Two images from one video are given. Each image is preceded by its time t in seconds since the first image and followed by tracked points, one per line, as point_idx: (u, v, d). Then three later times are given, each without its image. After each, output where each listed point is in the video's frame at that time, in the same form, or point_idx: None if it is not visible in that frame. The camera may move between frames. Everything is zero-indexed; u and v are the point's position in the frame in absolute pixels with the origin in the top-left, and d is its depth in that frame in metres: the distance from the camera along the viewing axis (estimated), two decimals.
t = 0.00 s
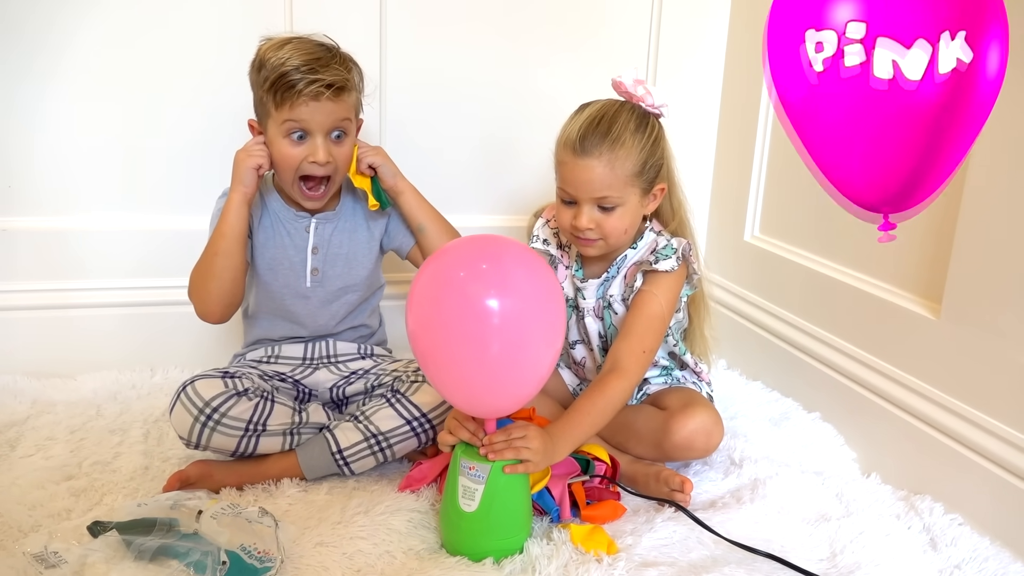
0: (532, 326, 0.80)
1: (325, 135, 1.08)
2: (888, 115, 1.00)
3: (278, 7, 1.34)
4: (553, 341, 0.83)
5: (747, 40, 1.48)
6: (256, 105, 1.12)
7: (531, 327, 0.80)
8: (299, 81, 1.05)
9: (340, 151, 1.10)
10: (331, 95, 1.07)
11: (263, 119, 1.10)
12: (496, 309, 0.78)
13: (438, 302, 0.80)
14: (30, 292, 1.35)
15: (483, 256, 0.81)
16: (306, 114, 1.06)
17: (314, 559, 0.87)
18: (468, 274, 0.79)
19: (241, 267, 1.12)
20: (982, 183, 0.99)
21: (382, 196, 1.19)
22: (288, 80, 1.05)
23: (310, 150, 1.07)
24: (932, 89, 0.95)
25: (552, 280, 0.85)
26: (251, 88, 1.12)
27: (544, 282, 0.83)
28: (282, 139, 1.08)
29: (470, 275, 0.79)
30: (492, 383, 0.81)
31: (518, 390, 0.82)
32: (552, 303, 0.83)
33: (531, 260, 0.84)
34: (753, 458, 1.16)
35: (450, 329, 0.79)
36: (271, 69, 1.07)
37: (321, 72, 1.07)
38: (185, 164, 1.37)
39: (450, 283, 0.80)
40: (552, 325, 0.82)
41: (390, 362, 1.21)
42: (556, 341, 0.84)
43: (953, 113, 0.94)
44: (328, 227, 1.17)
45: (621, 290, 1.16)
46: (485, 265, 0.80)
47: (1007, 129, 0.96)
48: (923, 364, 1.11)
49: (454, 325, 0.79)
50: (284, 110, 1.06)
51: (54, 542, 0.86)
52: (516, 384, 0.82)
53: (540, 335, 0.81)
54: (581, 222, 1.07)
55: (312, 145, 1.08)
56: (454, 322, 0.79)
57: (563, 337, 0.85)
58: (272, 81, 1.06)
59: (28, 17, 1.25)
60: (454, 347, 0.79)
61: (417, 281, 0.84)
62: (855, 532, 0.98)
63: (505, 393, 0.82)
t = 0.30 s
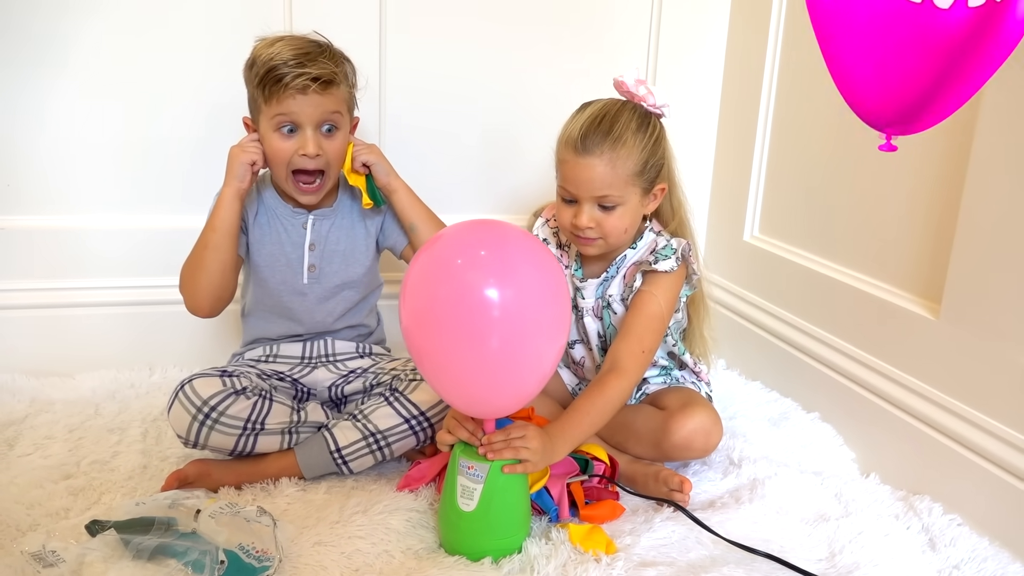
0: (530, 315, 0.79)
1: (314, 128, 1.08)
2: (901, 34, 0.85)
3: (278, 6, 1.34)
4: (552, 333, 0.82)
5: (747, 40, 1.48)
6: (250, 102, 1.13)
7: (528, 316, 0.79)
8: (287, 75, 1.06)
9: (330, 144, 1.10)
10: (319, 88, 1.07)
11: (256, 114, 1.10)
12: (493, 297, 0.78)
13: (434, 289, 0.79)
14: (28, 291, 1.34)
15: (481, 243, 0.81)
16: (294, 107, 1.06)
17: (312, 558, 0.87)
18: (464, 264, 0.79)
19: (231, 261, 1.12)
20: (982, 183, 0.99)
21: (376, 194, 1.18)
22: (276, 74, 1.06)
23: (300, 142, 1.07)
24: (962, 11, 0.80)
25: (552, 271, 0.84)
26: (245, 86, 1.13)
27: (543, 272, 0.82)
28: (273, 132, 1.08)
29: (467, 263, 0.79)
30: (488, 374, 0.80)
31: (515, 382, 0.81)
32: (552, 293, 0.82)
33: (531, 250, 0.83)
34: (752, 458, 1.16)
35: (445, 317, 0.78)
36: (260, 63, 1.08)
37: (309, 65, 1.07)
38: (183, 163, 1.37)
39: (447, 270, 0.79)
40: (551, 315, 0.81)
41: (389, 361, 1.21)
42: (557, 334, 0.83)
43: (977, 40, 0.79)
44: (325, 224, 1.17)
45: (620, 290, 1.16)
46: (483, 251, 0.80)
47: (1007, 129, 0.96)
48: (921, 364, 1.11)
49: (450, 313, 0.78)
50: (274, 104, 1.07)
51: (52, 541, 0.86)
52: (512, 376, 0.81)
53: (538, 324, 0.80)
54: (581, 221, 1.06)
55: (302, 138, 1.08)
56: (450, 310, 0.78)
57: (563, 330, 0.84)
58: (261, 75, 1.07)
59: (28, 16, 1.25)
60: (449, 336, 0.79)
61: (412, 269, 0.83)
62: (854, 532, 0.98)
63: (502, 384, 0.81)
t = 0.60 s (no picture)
0: (524, 303, 0.79)
1: (314, 118, 1.09)
2: None
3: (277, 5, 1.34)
4: (548, 323, 0.81)
5: (746, 40, 1.48)
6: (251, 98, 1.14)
7: (523, 304, 0.79)
8: (286, 66, 1.07)
9: (330, 136, 1.10)
10: (318, 78, 1.08)
11: (256, 107, 1.11)
12: (488, 284, 0.77)
13: (428, 279, 0.79)
14: (27, 289, 1.34)
15: (476, 231, 0.81)
16: (294, 97, 1.07)
17: (311, 556, 0.87)
18: (458, 251, 0.79)
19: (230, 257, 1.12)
20: (980, 185, 1.00)
21: (376, 189, 1.17)
22: (276, 65, 1.07)
23: (300, 131, 1.08)
24: None
25: (550, 261, 0.84)
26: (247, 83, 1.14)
27: (540, 261, 0.82)
28: (273, 123, 1.09)
29: (461, 250, 0.79)
30: (482, 363, 0.80)
31: (509, 372, 0.81)
32: (549, 283, 0.81)
33: (528, 239, 0.83)
34: (750, 457, 1.16)
35: (439, 305, 0.78)
36: (261, 56, 1.09)
37: (308, 56, 1.08)
38: (183, 162, 1.37)
39: (441, 258, 0.79)
40: (547, 305, 0.81)
41: (388, 360, 1.21)
42: (554, 325, 0.82)
43: None
44: (325, 222, 1.17)
45: (618, 289, 1.16)
46: (478, 239, 0.80)
47: (1005, 130, 0.96)
48: (920, 364, 1.11)
49: (443, 300, 0.78)
50: (274, 95, 1.08)
51: (51, 539, 0.86)
52: (507, 367, 0.80)
53: (533, 313, 0.80)
54: (580, 220, 1.07)
55: (302, 129, 1.08)
56: (444, 298, 0.78)
57: (561, 325, 0.84)
58: (262, 68, 1.08)
59: (27, 14, 1.25)
60: (442, 324, 0.78)
61: (406, 257, 0.83)
62: (853, 531, 0.98)
63: (496, 375, 0.80)
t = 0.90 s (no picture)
0: (524, 297, 0.78)
1: (309, 113, 1.09)
2: None
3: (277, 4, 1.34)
4: (549, 320, 0.80)
5: (746, 40, 1.48)
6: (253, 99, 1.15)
7: (522, 298, 0.78)
8: (282, 60, 1.08)
9: (325, 132, 1.10)
10: (313, 72, 1.08)
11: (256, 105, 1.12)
12: (488, 275, 0.77)
13: (427, 273, 0.79)
14: (26, 289, 1.34)
15: (478, 221, 0.81)
16: (289, 91, 1.08)
17: (310, 556, 0.87)
18: (459, 242, 0.79)
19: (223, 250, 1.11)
20: (979, 185, 1.00)
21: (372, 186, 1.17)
22: (273, 60, 1.08)
23: (295, 125, 1.08)
24: None
25: (552, 256, 0.83)
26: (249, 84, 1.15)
27: (542, 256, 0.81)
28: (269, 118, 1.10)
29: (462, 241, 0.79)
30: (479, 357, 0.79)
31: (508, 368, 0.80)
32: (551, 280, 0.81)
33: (530, 231, 0.83)
34: (749, 458, 1.16)
35: (436, 295, 0.78)
36: (261, 55, 1.10)
37: (304, 51, 1.09)
38: (182, 161, 1.37)
39: (441, 248, 0.79)
40: (547, 302, 0.80)
41: (387, 360, 1.21)
42: (554, 322, 0.81)
43: None
44: (327, 219, 1.18)
45: (618, 290, 1.16)
46: (479, 230, 0.80)
47: (1005, 130, 0.96)
48: (919, 365, 1.11)
49: (441, 291, 0.78)
50: (270, 90, 1.08)
51: (51, 539, 0.86)
52: (505, 363, 0.80)
53: (535, 305, 0.79)
54: (580, 218, 1.07)
55: (296, 124, 1.09)
56: (442, 290, 0.78)
57: (561, 321, 0.83)
58: (260, 63, 1.10)
59: (27, 13, 1.25)
60: (439, 316, 0.78)
61: (406, 245, 0.83)
62: (852, 532, 0.98)
63: (492, 370, 0.80)
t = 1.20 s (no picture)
0: (504, 295, 0.78)
1: (316, 121, 1.09)
2: None
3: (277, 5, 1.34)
4: (530, 320, 0.80)
5: (746, 42, 1.48)
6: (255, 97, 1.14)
7: (501, 296, 0.78)
8: (291, 68, 1.07)
9: (331, 140, 1.10)
10: (322, 81, 1.08)
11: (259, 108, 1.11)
12: (468, 271, 0.77)
13: (406, 270, 0.78)
14: (25, 289, 1.34)
15: (459, 217, 0.81)
16: (296, 99, 1.07)
17: (307, 557, 0.87)
18: (439, 238, 0.79)
19: (223, 249, 1.11)
20: (977, 189, 1.00)
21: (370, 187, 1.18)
22: (281, 67, 1.07)
23: (301, 133, 1.08)
24: None
25: (535, 252, 0.83)
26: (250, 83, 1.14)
27: (524, 252, 0.81)
28: (275, 123, 1.09)
29: (442, 237, 0.79)
30: (456, 354, 0.78)
31: (490, 370, 0.80)
32: (532, 279, 0.80)
33: (512, 227, 0.82)
34: (748, 460, 1.16)
35: (415, 292, 0.77)
36: (267, 57, 1.09)
37: (313, 59, 1.08)
38: (182, 160, 1.37)
39: (422, 242, 0.79)
40: (529, 301, 0.80)
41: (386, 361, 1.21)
42: (536, 323, 0.81)
43: None
44: (325, 221, 1.18)
45: (615, 297, 1.16)
46: (460, 225, 0.80)
47: (1005, 134, 0.96)
48: (918, 368, 1.11)
49: (420, 287, 0.77)
50: (277, 97, 1.08)
51: (48, 539, 0.86)
52: (482, 361, 0.79)
53: (518, 304, 0.79)
54: (578, 215, 1.06)
55: (303, 132, 1.08)
56: (421, 287, 0.77)
57: (545, 323, 0.82)
58: (267, 69, 1.08)
59: (27, 13, 1.25)
60: (417, 312, 0.78)
61: (386, 239, 0.83)
62: (849, 535, 0.99)
63: (473, 370, 0.79)
